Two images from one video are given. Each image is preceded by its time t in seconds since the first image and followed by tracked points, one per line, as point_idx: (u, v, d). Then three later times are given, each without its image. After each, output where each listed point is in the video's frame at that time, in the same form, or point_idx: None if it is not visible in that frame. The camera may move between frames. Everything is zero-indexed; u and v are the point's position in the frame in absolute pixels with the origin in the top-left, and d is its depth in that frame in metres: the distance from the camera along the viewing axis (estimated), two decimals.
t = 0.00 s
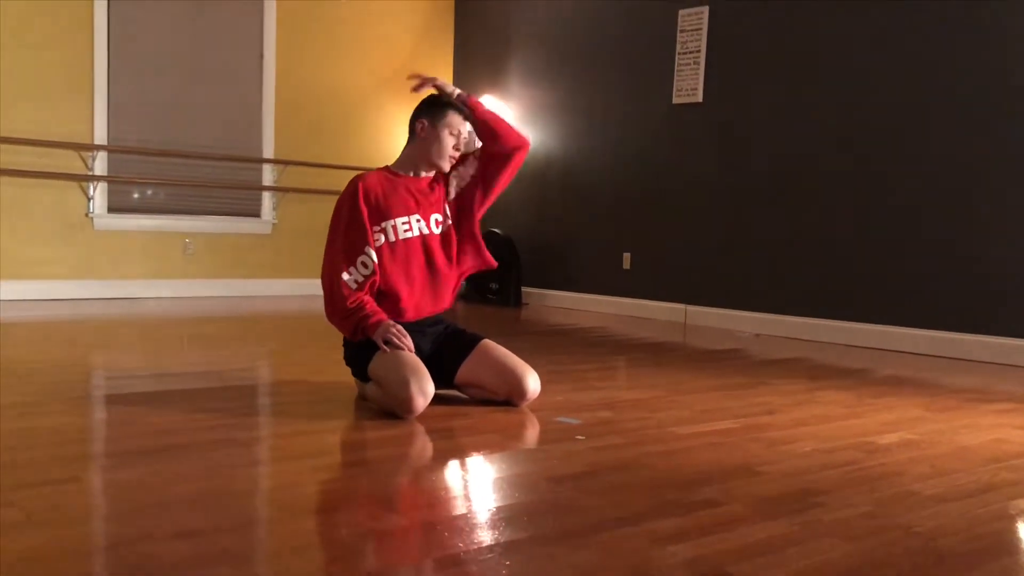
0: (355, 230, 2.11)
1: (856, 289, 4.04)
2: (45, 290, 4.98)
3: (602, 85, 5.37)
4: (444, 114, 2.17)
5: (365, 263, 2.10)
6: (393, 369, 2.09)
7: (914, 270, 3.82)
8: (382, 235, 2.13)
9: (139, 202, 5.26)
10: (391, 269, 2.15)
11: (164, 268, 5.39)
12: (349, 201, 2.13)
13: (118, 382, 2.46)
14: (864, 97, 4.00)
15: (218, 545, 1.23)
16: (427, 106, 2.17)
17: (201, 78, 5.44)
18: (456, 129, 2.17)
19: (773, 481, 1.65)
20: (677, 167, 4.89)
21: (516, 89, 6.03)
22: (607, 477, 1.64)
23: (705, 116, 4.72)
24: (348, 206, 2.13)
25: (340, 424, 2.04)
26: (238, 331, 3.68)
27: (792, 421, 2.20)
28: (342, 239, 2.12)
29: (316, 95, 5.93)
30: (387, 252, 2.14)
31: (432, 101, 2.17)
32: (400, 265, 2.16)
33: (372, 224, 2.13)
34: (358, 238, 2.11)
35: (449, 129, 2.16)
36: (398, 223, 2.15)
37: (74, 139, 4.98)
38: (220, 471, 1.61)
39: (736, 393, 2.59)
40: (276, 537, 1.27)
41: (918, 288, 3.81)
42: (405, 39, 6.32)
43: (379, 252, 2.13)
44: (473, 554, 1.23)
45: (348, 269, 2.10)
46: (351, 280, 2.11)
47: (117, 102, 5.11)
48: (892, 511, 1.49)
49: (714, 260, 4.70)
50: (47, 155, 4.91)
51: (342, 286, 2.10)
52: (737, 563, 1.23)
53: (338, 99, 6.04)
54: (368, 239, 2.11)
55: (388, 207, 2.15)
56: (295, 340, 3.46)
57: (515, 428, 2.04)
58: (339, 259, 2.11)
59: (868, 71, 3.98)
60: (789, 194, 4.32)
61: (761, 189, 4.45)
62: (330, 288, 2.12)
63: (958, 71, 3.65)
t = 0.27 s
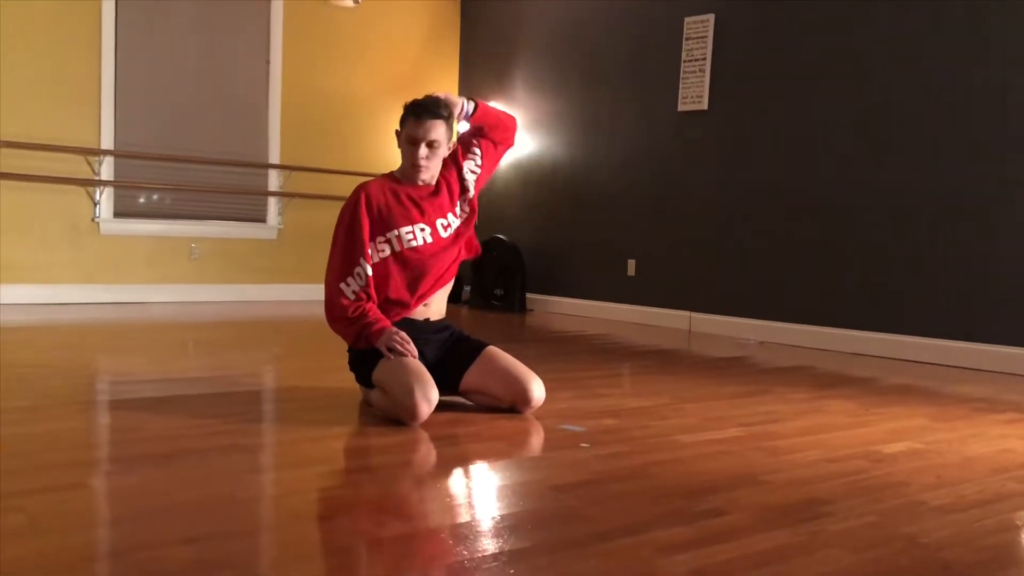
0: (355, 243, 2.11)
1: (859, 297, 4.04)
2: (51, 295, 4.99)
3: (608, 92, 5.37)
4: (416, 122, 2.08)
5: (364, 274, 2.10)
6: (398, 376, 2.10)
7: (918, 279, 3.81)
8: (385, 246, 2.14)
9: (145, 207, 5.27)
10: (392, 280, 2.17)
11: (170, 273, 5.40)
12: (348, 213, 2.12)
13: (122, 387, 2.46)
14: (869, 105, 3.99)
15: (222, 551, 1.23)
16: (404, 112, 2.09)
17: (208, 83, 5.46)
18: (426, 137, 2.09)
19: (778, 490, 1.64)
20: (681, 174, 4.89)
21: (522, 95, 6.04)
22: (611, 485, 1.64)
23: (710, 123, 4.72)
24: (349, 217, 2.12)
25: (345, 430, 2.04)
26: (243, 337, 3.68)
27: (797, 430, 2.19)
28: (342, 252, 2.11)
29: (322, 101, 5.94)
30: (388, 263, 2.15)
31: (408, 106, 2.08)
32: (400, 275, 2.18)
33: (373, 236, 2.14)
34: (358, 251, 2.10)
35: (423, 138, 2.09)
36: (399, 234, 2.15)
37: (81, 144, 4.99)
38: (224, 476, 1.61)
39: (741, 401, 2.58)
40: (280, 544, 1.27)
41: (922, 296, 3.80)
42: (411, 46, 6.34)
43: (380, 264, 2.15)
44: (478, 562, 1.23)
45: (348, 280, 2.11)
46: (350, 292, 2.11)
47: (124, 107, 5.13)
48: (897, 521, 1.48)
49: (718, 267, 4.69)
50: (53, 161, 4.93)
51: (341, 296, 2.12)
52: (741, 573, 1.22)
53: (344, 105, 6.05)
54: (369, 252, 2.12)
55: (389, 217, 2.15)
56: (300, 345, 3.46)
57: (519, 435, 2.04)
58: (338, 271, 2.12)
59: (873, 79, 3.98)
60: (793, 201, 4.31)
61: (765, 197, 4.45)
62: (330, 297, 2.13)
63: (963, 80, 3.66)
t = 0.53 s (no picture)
0: (362, 248, 2.12)
1: (862, 302, 4.04)
2: (55, 298, 5.00)
3: (611, 96, 5.38)
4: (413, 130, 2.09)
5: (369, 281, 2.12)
6: (402, 380, 2.09)
7: (922, 284, 3.81)
8: (389, 254, 2.14)
9: (149, 210, 5.28)
10: (393, 289, 2.15)
11: (173, 276, 5.40)
12: (357, 215, 2.13)
13: (126, 390, 2.46)
14: (872, 110, 4.00)
15: (225, 555, 1.23)
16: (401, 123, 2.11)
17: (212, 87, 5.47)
18: (424, 143, 2.10)
19: (780, 495, 1.64)
20: (684, 179, 4.89)
21: (525, 99, 6.05)
22: (614, 490, 1.64)
23: (713, 128, 4.73)
24: (356, 222, 2.13)
25: (348, 434, 2.04)
26: (246, 340, 3.69)
27: (800, 435, 2.19)
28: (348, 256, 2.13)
29: (326, 104, 5.96)
30: (391, 272, 2.14)
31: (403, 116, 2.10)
32: (402, 285, 2.17)
33: (379, 242, 2.13)
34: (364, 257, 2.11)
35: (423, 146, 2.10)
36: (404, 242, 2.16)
37: (85, 147, 5.01)
38: (227, 480, 1.62)
39: (744, 406, 2.58)
40: (283, 547, 1.28)
41: (925, 301, 3.80)
42: (414, 49, 6.35)
43: (383, 272, 2.14)
44: (480, 567, 1.23)
45: (355, 288, 2.13)
46: (356, 298, 2.13)
47: (128, 110, 5.14)
48: (899, 527, 1.48)
49: (721, 272, 4.69)
50: (57, 163, 4.94)
51: (346, 302, 2.13)
52: None
53: (348, 109, 6.06)
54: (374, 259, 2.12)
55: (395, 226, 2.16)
56: (303, 349, 3.47)
57: (522, 440, 2.04)
58: (344, 276, 2.13)
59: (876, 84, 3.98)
60: (796, 206, 4.31)
61: (768, 202, 4.45)
62: (334, 302, 2.14)
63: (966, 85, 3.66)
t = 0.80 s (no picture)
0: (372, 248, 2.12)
1: (864, 304, 4.03)
2: (57, 299, 5.01)
3: (612, 97, 5.38)
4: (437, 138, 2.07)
5: (378, 280, 2.11)
6: (406, 382, 2.09)
7: (924, 286, 3.81)
8: (397, 253, 2.14)
9: (150, 211, 5.28)
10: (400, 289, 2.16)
11: (175, 277, 5.40)
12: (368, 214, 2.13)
13: (127, 391, 2.46)
14: (874, 112, 3.99)
15: (226, 557, 1.23)
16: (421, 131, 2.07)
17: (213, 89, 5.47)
18: (445, 153, 2.07)
19: (783, 498, 1.64)
20: (686, 180, 4.89)
21: (526, 100, 6.05)
22: (616, 492, 1.63)
23: (714, 129, 4.73)
24: (365, 219, 2.13)
25: (349, 436, 2.04)
26: (248, 341, 3.69)
27: (802, 437, 2.19)
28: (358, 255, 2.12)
29: (328, 106, 5.96)
30: (398, 270, 2.15)
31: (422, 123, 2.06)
32: (409, 285, 2.18)
33: (387, 241, 2.13)
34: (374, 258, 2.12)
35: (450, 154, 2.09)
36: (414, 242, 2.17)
37: (87, 149, 5.01)
38: (229, 482, 1.61)
39: (746, 408, 2.58)
40: (284, 550, 1.27)
41: (928, 303, 3.79)
42: (416, 51, 6.35)
43: (390, 271, 2.14)
44: (482, 570, 1.22)
45: (363, 287, 2.12)
46: (363, 297, 2.12)
47: (130, 112, 5.15)
48: (902, 530, 1.48)
49: (723, 273, 4.69)
50: (59, 165, 4.94)
51: (355, 301, 2.12)
52: None
53: (349, 111, 6.06)
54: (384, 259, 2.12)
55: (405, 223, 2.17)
56: (305, 351, 3.47)
57: (525, 442, 2.03)
58: (353, 275, 2.12)
59: (878, 86, 3.98)
60: (798, 208, 4.31)
61: (769, 203, 4.44)
62: (343, 301, 2.13)
63: (967, 87, 3.65)
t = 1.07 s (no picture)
0: (379, 245, 2.12)
1: (864, 305, 4.03)
2: (57, 300, 5.01)
3: (612, 98, 5.38)
4: (459, 144, 2.09)
5: (382, 277, 2.12)
6: (406, 383, 2.09)
7: (924, 286, 3.81)
8: (402, 250, 2.15)
9: (150, 211, 5.28)
10: (405, 286, 2.16)
11: (175, 277, 5.40)
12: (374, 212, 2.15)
13: (127, 392, 2.46)
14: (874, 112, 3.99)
15: (226, 558, 1.23)
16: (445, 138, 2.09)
17: (214, 89, 5.47)
18: (466, 161, 2.10)
19: (783, 499, 1.64)
20: (686, 181, 4.89)
21: (527, 101, 6.05)
22: (617, 493, 1.63)
23: (714, 130, 4.73)
24: (373, 215, 2.14)
25: (350, 437, 2.04)
26: (247, 342, 3.69)
27: (802, 438, 2.19)
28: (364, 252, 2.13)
29: (328, 107, 5.96)
30: (403, 268, 2.16)
31: (443, 132, 2.08)
32: (413, 284, 2.18)
33: (394, 238, 2.14)
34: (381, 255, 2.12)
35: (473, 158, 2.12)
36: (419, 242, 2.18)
37: (87, 149, 5.01)
38: (229, 483, 1.61)
39: (746, 409, 2.58)
40: (284, 551, 1.27)
41: (928, 304, 3.79)
42: (416, 52, 6.35)
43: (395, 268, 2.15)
44: (483, 571, 1.22)
45: (367, 282, 2.12)
46: (367, 294, 2.12)
47: (130, 112, 5.15)
48: (902, 531, 1.48)
49: (722, 274, 4.69)
50: (59, 165, 4.95)
51: (358, 298, 2.11)
52: None
53: (349, 111, 6.06)
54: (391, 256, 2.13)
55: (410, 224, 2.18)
56: (304, 351, 3.46)
57: (525, 443, 2.03)
58: (358, 271, 2.12)
59: (878, 86, 3.98)
60: (798, 208, 4.31)
61: (769, 204, 4.44)
62: (347, 298, 2.12)
63: (967, 87, 3.65)
